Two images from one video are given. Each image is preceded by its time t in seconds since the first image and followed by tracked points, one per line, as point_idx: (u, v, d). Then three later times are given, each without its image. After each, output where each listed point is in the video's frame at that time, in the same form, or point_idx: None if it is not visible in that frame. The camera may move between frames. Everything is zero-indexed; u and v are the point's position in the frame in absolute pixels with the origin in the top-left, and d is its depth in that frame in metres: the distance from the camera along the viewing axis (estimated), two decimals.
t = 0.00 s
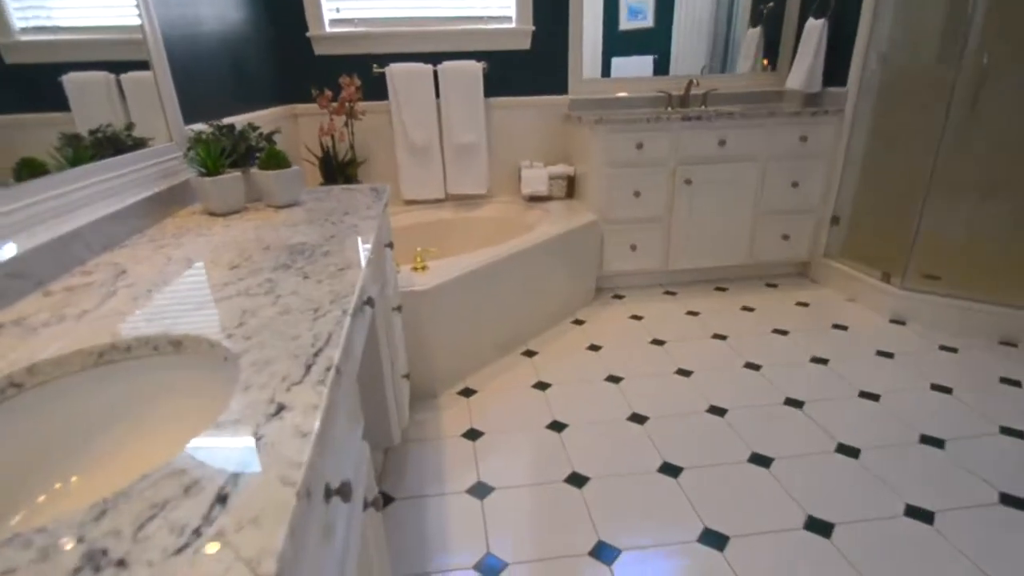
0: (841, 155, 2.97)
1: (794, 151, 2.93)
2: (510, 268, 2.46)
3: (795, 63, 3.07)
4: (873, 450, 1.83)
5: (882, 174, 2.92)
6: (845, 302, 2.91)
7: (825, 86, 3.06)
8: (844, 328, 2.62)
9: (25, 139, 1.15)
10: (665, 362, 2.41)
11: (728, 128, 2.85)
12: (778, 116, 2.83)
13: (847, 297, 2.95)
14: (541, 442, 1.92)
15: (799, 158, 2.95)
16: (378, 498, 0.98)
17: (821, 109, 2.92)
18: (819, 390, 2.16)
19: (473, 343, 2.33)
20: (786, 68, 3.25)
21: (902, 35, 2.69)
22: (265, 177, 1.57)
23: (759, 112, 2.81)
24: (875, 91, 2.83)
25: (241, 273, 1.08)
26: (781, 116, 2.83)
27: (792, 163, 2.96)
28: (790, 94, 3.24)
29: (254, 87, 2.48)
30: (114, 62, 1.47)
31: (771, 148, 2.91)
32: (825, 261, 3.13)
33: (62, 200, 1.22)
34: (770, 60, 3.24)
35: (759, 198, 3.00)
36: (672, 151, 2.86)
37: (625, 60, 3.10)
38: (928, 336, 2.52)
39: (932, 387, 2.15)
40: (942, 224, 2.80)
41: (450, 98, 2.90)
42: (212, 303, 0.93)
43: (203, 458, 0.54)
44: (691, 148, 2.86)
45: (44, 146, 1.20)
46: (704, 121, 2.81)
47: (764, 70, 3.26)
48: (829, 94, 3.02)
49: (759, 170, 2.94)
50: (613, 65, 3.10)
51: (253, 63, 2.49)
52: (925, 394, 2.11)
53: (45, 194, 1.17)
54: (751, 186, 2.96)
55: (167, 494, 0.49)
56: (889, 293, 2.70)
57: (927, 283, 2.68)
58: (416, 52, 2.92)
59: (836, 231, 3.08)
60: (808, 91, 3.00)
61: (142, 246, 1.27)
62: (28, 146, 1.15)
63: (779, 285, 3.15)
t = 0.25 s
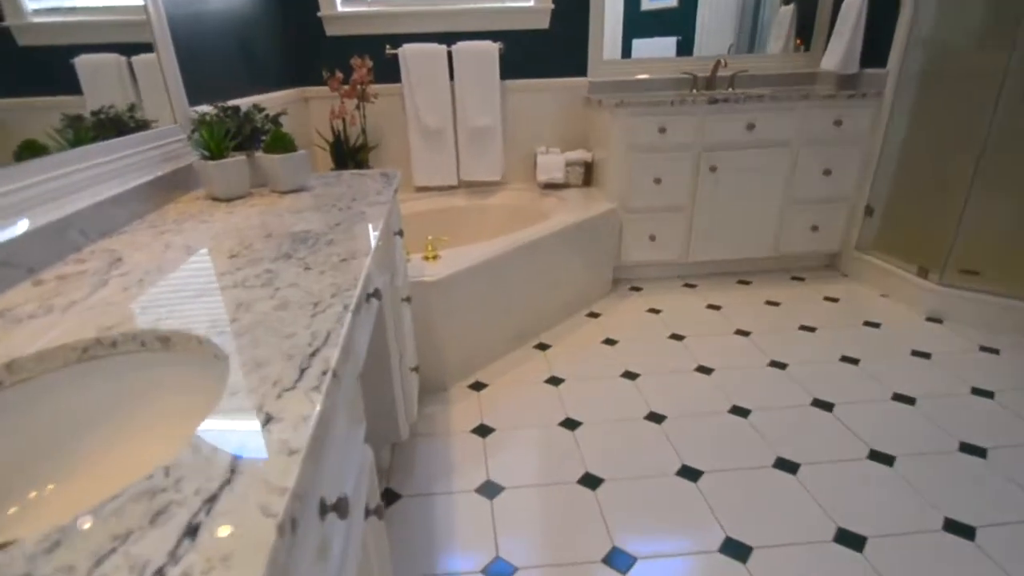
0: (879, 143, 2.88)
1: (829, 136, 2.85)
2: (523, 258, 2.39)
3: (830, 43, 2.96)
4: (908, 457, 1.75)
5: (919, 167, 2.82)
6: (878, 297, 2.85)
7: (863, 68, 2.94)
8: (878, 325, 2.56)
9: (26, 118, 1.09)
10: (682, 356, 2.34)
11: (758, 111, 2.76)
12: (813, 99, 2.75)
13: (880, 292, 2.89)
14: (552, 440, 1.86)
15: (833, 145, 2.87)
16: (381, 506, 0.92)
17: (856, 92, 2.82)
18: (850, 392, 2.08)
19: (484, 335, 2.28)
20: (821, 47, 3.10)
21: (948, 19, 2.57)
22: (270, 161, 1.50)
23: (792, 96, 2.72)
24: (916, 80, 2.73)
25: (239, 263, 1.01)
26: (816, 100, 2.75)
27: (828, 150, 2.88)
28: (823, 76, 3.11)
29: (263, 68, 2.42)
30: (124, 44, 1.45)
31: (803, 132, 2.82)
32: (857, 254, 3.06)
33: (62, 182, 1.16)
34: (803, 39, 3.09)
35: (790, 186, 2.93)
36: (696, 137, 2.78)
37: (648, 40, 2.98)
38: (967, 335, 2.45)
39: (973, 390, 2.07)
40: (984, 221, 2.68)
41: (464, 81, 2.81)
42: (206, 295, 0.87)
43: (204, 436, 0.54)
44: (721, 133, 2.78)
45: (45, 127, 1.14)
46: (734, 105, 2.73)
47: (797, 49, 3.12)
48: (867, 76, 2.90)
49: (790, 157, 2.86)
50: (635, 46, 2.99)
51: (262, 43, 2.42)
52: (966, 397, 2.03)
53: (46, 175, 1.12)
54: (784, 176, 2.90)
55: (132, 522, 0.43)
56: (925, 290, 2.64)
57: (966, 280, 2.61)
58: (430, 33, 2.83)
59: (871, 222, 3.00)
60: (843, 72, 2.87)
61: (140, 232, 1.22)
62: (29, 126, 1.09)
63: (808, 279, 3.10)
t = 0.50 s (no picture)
0: (920, 135, 2.72)
1: (865, 125, 2.70)
2: (538, 249, 2.32)
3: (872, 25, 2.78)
4: (938, 472, 1.70)
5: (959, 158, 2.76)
6: (908, 297, 2.75)
7: (906, 53, 2.83)
8: (909, 327, 2.50)
9: (25, 95, 1.04)
10: (703, 355, 2.31)
11: (791, 98, 2.63)
12: (850, 87, 2.60)
13: (911, 291, 2.78)
14: (559, 442, 1.81)
15: (870, 134, 2.73)
16: (379, 523, 0.87)
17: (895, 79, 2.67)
18: (877, 401, 2.03)
19: (497, 326, 2.22)
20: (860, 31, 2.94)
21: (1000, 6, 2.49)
22: (276, 144, 1.44)
23: (829, 83, 2.59)
24: (965, 70, 2.62)
25: (236, 257, 0.95)
26: (855, 88, 2.61)
27: (863, 140, 2.74)
28: (862, 60, 2.95)
29: (275, 44, 2.34)
30: (137, 17, 1.41)
31: (840, 121, 2.68)
32: (887, 251, 2.94)
33: (59, 164, 1.11)
34: (842, 21, 2.94)
35: (821, 178, 2.79)
36: (724, 123, 2.65)
37: (674, 21, 2.86)
38: (1002, 341, 2.36)
39: (1009, 401, 2.01)
40: None
41: (483, 61, 2.71)
42: (196, 294, 0.81)
43: (209, 410, 0.56)
44: (751, 119, 2.65)
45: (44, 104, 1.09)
46: (766, 91, 2.60)
47: (836, 32, 2.96)
48: (911, 61, 2.79)
49: (823, 150, 2.73)
50: (661, 26, 2.87)
51: (275, 18, 2.34)
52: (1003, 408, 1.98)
53: (40, 157, 1.06)
54: (815, 166, 2.77)
55: None
56: (959, 291, 2.52)
57: (1003, 279, 2.51)
58: (450, 9, 2.73)
59: (907, 217, 2.87)
60: (885, 54, 2.71)
61: (138, 219, 1.16)
62: (27, 102, 1.05)
63: (835, 276, 3.01)
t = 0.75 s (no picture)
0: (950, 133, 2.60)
1: (892, 123, 2.59)
2: (552, 244, 2.25)
3: (903, 21, 2.68)
4: (962, 491, 1.61)
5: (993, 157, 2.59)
6: (933, 303, 2.63)
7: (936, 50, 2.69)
8: (933, 335, 2.39)
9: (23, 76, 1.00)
10: (719, 359, 2.23)
11: (818, 93, 2.52)
12: (880, 83, 2.49)
13: (936, 297, 2.66)
14: (568, 447, 1.75)
15: (899, 132, 2.62)
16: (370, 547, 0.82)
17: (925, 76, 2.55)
18: (900, 412, 1.94)
19: (507, 323, 2.16)
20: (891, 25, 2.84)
21: None
22: (280, 133, 1.37)
23: (859, 78, 2.48)
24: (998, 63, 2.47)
25: (228, 256, 0.89)
26: (883, 84, 2.50)
27: (888, 138, 2.63)
28: (889, 55, 2.83)
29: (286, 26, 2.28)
30: None
31: (869, 117, 2.57)
32: (913, 253, 2.82)
33: (54, 150, 1.07)
34: (872, 16, 2.84)
35: (847, 176, 2.68)
36: (748, 117, 2.55)
37: (699, 10, 2.76)
38: None
39: None
40: None
41: (502, 47, 2.62)
42: (180, 299, 0.75)
43: (210, 392, 0.56)
44: (776, 114, 2.55)
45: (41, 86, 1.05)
46: (793, 85, 2.49)
47: (864, 26, 2.86)
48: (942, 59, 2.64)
49: (850, 146, 2.62)
50: (685, 14, 2.76)
51: None
52: None
53: (31, 142, 1.02)
54: (839, 164, 2.66)
55: None
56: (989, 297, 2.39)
57: None
58: None
59: (932, 218, 2.76)
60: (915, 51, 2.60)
61: (132, 211, 1.11)
62: (25, 83, 1.01)
63: (858, 278, 2.90)
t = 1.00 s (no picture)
0: (984, 133, 2.49)
1: (920, 123, 2.48)
2: (565, 246, 2.19)
3: (938, 16, 2.56)
4: (995, 518, 1.52)
5: None
6: (962, 312, 2.52)
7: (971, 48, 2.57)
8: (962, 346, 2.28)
9: (23, 73, 1.00)
10: (736, 368, 2.15)
11: (844, 93, 2.42)
12: (912, 82, 2.39)
13: (966, 306, 2.55)
14: (578, 460, 1.69)
15: (929, 133, 2.50)
16: None
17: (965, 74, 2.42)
18: (927, 428, 1.84)
19: (518, 327, 2.10)
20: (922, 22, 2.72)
21: None
22: (282, 132, 1.32)
23: (890, 76, 2.38)
24: None
25: (215, 264, 0.84)
26: (915, 83, 2.40)
27: (916, 140, 2.52)
28: (922, 53, 2.72)
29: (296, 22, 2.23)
30: None
31: (897, 118, 2.46)
32: (943, 260, 2.71)
33: (51, 145, 1.05)
34: (903, 10, 2.72)
35: (873, 178, 2.58)
36: (772, 117, 2.46)
37: (721, 5, 2.67)
38: None
39: None
40: None
41: (517, 42, 2.54)
42: (158, 311, 0.70)
43: (213, 386, 0.55)
44: (799, 113, 2.45)
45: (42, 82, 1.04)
46: (820, 84, 2.40)
47: (895, 22, 2.74)
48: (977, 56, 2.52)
49: (877, 148, 2.52)
50: (707, 8, 2.66)
51: None
52: None
53: (29, 138, 1.01)
54: (865, 166, 2.56)
55: None
56: None
57: None
58: None
59: (963, 223, 2.64)
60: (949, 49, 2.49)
61: (124, 211, 1.07)
62: (24, 80, 1.00)
63: (883, 284, 2.80)
